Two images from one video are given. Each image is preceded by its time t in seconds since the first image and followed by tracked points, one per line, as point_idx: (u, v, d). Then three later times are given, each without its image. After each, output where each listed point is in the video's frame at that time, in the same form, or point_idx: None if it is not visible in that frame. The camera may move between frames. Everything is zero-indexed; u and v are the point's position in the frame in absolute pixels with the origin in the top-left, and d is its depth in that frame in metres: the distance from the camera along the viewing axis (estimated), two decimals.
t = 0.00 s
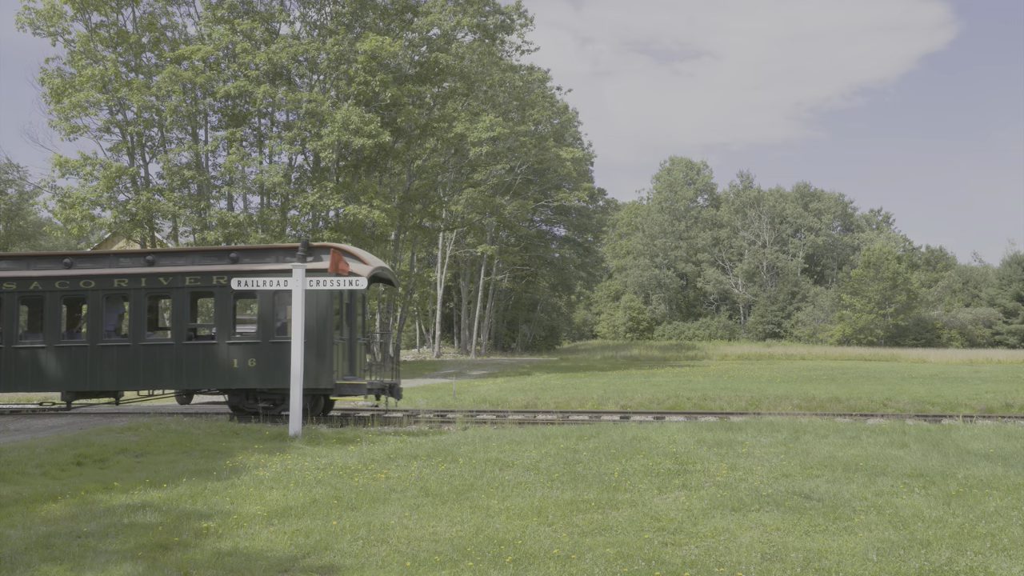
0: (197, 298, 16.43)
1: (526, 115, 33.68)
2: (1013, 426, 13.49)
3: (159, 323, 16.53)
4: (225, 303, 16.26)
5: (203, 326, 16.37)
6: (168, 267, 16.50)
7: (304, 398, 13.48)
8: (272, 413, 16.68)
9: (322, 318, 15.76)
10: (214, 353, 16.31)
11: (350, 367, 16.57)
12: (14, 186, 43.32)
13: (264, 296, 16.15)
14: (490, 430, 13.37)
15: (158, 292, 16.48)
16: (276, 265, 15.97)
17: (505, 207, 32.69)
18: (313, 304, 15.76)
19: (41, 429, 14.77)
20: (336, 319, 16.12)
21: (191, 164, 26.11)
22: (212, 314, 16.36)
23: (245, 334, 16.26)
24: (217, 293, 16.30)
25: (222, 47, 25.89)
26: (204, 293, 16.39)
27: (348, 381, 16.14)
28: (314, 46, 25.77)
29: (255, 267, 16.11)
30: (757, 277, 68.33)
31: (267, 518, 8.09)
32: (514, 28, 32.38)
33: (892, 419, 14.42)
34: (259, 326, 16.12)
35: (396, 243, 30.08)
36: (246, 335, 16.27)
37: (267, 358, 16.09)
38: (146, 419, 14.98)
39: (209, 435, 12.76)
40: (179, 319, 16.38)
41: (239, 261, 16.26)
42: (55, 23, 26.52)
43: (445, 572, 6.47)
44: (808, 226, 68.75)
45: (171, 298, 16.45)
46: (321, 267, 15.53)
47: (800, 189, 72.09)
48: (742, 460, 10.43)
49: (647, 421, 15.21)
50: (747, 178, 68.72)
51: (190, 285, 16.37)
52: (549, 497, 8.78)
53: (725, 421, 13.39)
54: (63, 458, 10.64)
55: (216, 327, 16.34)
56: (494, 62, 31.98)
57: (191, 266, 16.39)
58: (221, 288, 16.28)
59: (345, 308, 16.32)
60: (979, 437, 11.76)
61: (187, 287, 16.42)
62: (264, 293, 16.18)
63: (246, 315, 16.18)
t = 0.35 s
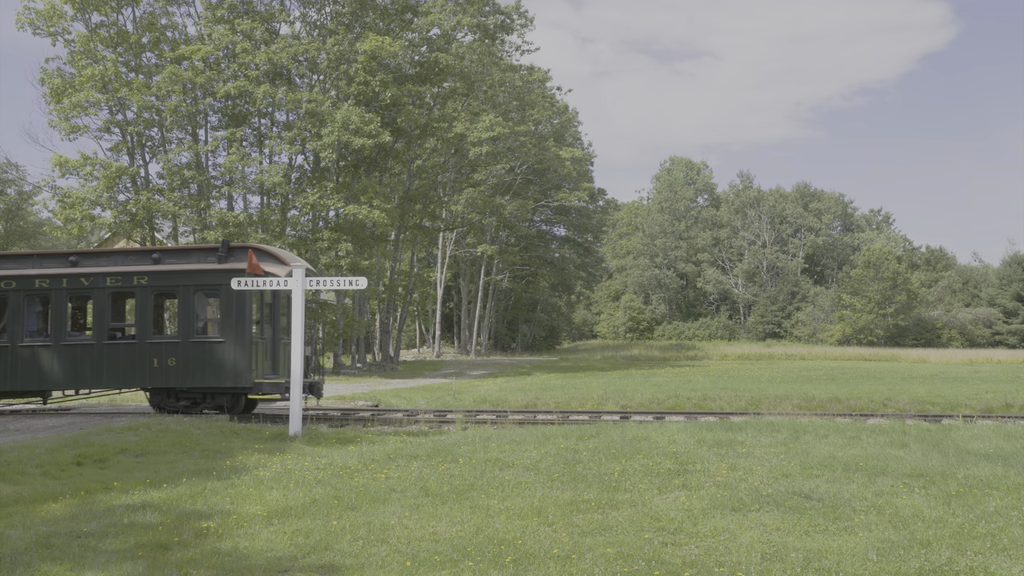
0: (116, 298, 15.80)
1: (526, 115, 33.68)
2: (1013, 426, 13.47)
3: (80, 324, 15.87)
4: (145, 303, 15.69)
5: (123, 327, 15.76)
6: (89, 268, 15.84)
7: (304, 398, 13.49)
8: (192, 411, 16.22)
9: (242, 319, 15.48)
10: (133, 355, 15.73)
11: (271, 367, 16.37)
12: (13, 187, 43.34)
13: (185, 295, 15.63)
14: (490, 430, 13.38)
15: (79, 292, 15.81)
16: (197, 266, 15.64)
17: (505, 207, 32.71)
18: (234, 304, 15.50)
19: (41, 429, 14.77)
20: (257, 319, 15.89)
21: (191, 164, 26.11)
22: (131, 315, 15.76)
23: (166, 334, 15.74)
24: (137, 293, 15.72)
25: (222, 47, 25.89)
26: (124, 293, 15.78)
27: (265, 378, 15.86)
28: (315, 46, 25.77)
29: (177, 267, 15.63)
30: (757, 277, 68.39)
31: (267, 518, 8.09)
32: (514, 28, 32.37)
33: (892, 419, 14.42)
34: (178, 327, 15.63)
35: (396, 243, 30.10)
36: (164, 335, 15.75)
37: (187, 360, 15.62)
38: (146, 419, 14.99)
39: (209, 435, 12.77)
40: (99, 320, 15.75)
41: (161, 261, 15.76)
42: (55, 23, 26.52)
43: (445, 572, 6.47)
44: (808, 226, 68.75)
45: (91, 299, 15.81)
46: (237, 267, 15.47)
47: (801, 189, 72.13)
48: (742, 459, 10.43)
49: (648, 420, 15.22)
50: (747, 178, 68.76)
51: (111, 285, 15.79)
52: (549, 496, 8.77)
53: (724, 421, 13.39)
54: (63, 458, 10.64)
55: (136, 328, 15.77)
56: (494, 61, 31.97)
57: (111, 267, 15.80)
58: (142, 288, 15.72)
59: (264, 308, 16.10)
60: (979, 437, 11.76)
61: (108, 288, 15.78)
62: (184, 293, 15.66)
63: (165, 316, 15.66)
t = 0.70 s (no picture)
0: (39, 298, 15.69)
1: (526, 115, 33.67)
2: (1013, 426, 13.46)
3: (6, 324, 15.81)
4: (67, 303, 15.57)
5: (45, 327, 15.63)
6: (14, 269, 15.74)
7: (303, 398, 13.48)
8: (114, 410, 16.19)
9: (161, 319, 15.40)
10: (51, 356, 15.61)
11: (196, 367, 16.53)
12: (13, 187, 43.39)
13: (106, 295, 15.52)
14: (490, 430, 13.38)
15: (3, 293, 15.72)
16: (121, 267, 15.51)
17: (505, 207, 32.74)
18: (155, 305, 15.40)
19: (41, 429, 14.75)
20: (178, 320, 15.85)
21: (191, 164, 26.11)
22: (53, 315, 15.65)
23: (87, 334, 15.63)
24: (60, 294, 15.60)
25: (222, 47, 25.89)
26: (47, 294, 15.66)
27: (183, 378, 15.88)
28: (315, 46, 25.76)
29: (99, 267, 15.52)
30: (757, 277, 68.41)
31: (267, 518, 8.09)
32: (514, 28, 32.35)
33: (892, 419, 14.42)
34: (99, 327, 15.49)
35: (396, 243, 30.12)
36: (86, 334, 15.63)
37: (107, 360, 15.46)
38: (146, 419, 14.98)
39: (209, 435, 12.76)
40: (22, 320, 15.66)
41: (85, 263, 15.67)
42: (55, 23, 26.52)
43: (445, 572, 6.47)
44: (808, 226, 68.75)
45: (15, 299, 15.71)
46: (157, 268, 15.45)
47: (801, 189, 72.15)
48: (742, 460, 10.43)
49: (648, 420, 15.22)
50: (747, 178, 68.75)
51: (34, 286, 15.68)
52: (549, 496, 8.77)
53: (724, 421, 13.40)
54: (63, 458, 10.64)
55: (58, 328, 15.62)
56: (494, 61, 31.97)
57: (35, 268, 15.73)
58: (65, 289, 15.61)
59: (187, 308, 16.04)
60: (979, 437, 11.75)
61: (31, 289, 15.69)
62: (106, 293, 15.54)
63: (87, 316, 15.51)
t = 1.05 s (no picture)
0: None
1: (526, 115, 33.65)
2: (1013, 426, 13.45)
3: None
4: None
5: None
6: None
7: (304, 399, 13.46)
8: (37, 410, 16.34)
9: (83, 320, 15.39)
10: None
11: (121, 368, 16.58)
12: (14, 187, 43.44)
13: (27, 295, 15.46)
14: (490, 430, 13.38)
15: None
16: (44, 268, 15.50)
17: (505, 207, 32.75)
18: (77, 306, 15.39)
19: (41, 429, 14.75)
20: (101, 321, 15.91)
21: (191, 163, 26.12)
22: None
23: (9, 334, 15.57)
24: None
25: (222, 47, 25.90)
26: None
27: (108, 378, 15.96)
28: (314, 46, 25.74)
29: (22, 268, 15.51)
30: (757, 277, 68.43)
31: (267, 518, 8.09)
32: (514, 28, 32.34)
33: (892, 418, 14.42)
34: (21, 326, 15.43)
35: (396, 243, 30.13)
36: (8, 335, 15.57)
37: (29, 361, 15.42)
38: (146, 419, 14.97)
39: (209, 435, 12.76)
40: None
41: (9, 264, 15.63)
42: (55, 23, 26.52)
43: (444, 573, 6.47)
44: (808, 226, 68.72)
45: None
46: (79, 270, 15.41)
47: (801, 188, 72.12)
48: (742, 460, 10.43)
49: (648, 420, 15.22)
50: (747, 178, 68.73)
51: None
52: (549, 496, 8.77)
53: (724, 421, 13.39)
54: (63, 458, 10.64)
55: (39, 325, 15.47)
56: (494, 61, 31.99)
57: None
58: None
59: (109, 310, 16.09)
60: (979, 437, 11.75)
61: None
62: (29, 293, 15.48)
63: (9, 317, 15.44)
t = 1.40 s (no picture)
0: None
1: (526, 115, 33.65)
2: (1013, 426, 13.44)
3: None
4: None
5: None
6: None
7: (304, 399, 13.46)
8: None
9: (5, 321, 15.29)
10: None
11: (46, 368, 16.45)
12: (14, 187, 43.47)
13: None
14: (490, 430, 13.38)
15: None
16: None
17: (505, 207, 32.76)
18: None
19: (41, 429, 14.75)
20: (25, 322, 15.78)
21: (191, 163, 26.12)
22: None
23: None
24: None
25: (222, 47, 25.90)
26: None
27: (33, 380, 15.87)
28: (314, 46, 25.71)
29: None
30: (757, 277, 68.43)
31: (267, 518, 8.09)
32: (513, 28, 32.34)
33: (893, 418, 14.42)
34: None
35: (396, 243, 30.13)
36: None
37: None
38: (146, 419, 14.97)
39: (209, 435, 12.76)
40: None
41: None
42: (55, 23, 26.51)
43: (445, 572, 6.46)
44: (808, 226, 68.70)
45: None
46: None
47: (801, 189, 72.10)
48: (742, 459, 10.43)
49: (647, 421, 15.21)
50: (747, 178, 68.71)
51: None
52: (549, 496, 8.78)
53: (724, 421, 13.39)
54: (62, 458, 10.64)
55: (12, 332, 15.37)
56: (494, 61, 32.00)
57: None
58: None
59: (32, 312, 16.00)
60: (979, 437, 11.75)
61: None
62: None
63: None
